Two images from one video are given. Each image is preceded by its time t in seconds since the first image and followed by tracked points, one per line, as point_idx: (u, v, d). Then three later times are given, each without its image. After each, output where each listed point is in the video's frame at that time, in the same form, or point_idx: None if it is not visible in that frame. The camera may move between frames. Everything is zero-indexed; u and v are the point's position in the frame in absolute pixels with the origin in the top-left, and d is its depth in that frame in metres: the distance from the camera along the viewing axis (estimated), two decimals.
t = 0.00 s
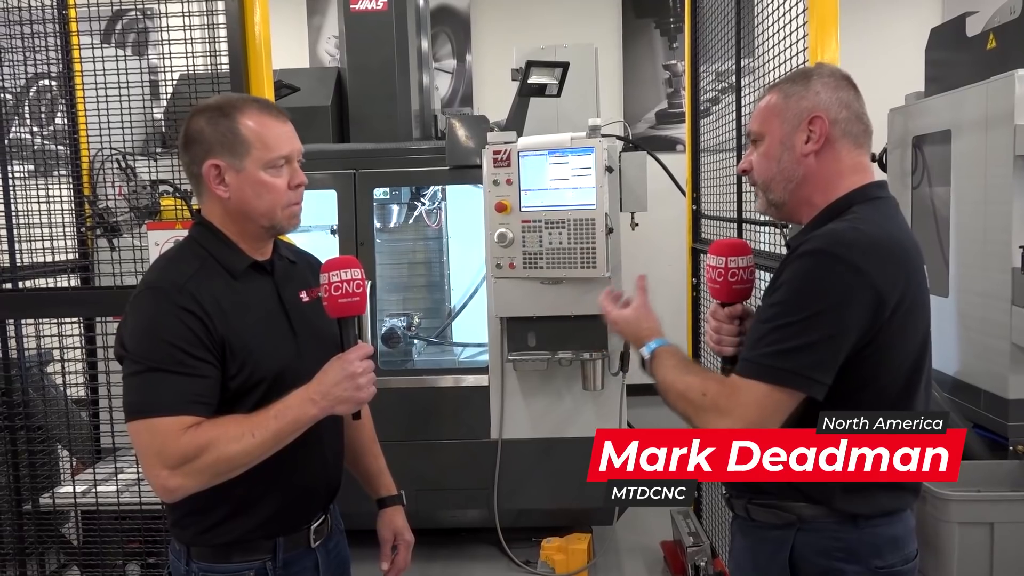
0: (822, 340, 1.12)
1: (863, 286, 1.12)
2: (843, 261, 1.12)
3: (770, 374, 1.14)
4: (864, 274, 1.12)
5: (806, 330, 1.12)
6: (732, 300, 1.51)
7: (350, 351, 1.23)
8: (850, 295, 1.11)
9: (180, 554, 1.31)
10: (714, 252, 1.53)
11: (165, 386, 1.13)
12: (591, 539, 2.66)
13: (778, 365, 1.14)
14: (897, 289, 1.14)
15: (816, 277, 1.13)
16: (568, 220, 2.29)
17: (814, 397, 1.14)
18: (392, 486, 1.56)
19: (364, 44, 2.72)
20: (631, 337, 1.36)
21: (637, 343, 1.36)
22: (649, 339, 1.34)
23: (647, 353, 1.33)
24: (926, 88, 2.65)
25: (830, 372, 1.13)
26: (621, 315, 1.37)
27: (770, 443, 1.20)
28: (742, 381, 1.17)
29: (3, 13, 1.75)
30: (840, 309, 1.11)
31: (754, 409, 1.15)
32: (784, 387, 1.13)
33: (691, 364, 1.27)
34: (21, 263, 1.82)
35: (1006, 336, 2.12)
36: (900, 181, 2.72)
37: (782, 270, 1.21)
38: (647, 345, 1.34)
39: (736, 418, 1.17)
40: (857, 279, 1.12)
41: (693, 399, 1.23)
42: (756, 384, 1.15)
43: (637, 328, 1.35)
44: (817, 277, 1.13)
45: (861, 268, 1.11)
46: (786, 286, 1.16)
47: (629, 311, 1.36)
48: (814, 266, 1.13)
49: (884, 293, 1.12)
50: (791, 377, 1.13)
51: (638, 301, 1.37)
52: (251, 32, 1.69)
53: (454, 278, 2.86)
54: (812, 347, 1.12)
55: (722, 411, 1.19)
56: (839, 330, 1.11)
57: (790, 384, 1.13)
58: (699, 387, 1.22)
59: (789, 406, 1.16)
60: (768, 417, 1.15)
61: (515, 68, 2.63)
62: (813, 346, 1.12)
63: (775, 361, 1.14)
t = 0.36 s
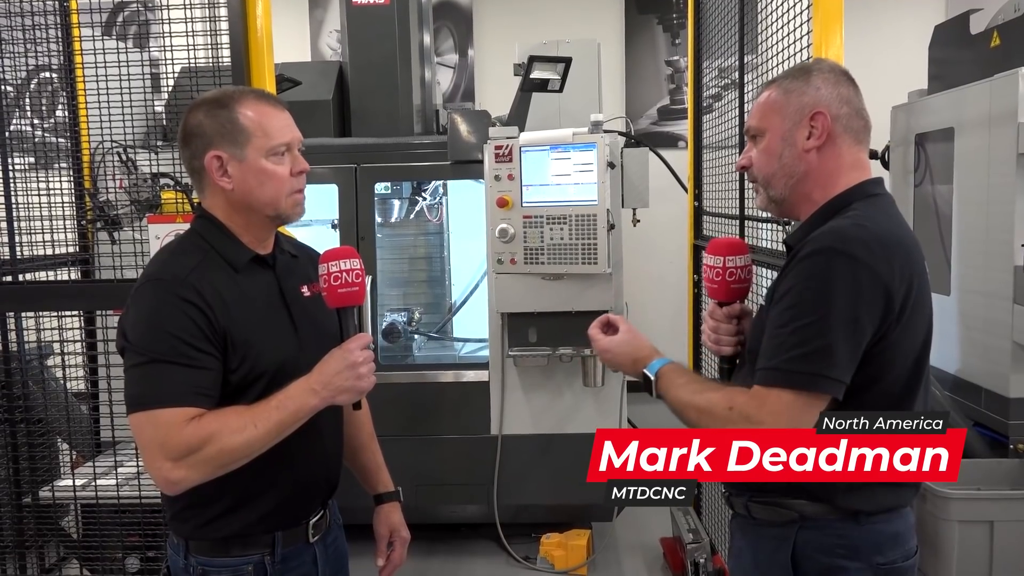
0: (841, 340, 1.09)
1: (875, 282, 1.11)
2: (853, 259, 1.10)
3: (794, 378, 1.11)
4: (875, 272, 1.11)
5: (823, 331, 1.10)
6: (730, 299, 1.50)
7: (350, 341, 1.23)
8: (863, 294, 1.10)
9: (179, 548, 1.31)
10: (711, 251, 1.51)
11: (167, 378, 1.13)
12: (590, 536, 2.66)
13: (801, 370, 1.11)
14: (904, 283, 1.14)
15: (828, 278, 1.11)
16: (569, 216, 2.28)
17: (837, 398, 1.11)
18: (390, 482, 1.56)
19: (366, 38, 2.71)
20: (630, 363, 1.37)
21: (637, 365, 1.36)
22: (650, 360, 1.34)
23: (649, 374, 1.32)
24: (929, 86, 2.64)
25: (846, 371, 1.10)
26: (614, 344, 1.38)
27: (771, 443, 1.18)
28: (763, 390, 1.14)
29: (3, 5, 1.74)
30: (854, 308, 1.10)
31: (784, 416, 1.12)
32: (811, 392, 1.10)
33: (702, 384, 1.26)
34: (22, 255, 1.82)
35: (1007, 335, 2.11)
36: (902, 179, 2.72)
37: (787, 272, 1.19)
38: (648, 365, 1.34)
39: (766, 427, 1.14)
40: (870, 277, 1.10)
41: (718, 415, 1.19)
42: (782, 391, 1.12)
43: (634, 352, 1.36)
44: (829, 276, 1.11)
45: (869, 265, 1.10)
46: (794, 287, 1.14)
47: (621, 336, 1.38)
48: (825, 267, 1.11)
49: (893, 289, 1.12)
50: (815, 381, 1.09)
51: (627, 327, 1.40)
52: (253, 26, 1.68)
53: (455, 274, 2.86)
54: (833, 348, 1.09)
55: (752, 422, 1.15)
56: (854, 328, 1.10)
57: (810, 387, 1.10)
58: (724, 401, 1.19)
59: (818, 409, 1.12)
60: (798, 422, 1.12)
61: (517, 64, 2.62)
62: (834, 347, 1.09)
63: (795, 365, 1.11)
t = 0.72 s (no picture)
0: (842, 333, 1.09)
1: (876, 276, 1.10)
2: (855, 252, 1.10)
3: (793, 371, 1.10)
4: (876, 265, 1.10)
5: (821, 322, 1.09)
6: (728, 293, 1.50)
7: (354, 340, 1.23)
8: (865, 287, 1.10)
9: (179, 544, 1.31)
10: (709, 245, 1.51)
11: (168, 373, 1.13)
12: (591, 533, 2.67)
13: (797, 361, 1.10)
14: (905, 277, 1.14)
15: (829, 270, 1.10)
16: (570, 213, 2.28)
17: (834, 391, 1.11)
18: (390, 479, 1.56)
19: (367, 35, 2.71)
20: (635, 336, 1.34)
21: (642, 339, 1.33)
22: (655, 336, 1.32)
23: (653, 350, 1.30)
24: (932, 83, 2.63)
25: (845, 364, 1.09)
26: (621, 315, 1.35)
27: (771, 443, 1.18)
28: (762, 378, 1.14)
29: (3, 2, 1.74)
30: (856, 301, 1.09)
31: (781, 407, 1.12)
32: (808, 383, 1.10)
33: (704, 364, 1.25)
34: (23, 253, 1.82)
35: (1009, 332, 2.11)
36: (904, 175, 2.72)
37: (787, 265, 1.19)
38: (653, 341, 1.31)
39: (762, 418, 1.13)
40: (872, 271, 1.10)
41: (715, 400, 1.19)
42: (781, 381, 1.11)
43: (640, 326, 1.33)
44: (832, 270, 1.10)
45: (871, 257, 1.10)
46: (794, 279, 1.14)
47: (629, 308, 1.35)
48: (827, 259, 1.11)
49: (894, 283, 1.12)
50: (816, 373, 1.09)
51: (636, 300, 1.36)
52: (254, 22, 1.69)
53: (455, 271, 2.85)
54: (835, 341, 1.09)
55: (748, 411, 1.15)
56: (856, 322, 1.09)
57: (809, 378, 1.09)
58: (722, 387, 1.19)
59: (814, 402, 1.12)
60: (794, 414, 1.12)
61: (518, 60, 2.62)
62: (836, 340, 1.09)
63: (795, 357, 1.10)
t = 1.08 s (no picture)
0: (847, 329, 1.09)
1: (881, 272, 1.10)
2: (859, 248, 1.10)
3: (796, 366, 1.10)
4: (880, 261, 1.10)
5: (823, 318, 1.09)
6: (731, 293, 1.50)
7: (354, 339, 1.22)
8: (869, 283, 1.09)
9: (179, 544, 1.31)
10: (711, 244, 1.51)
11: (167, 372, 1.13)
12: (592, 531, 2.67)
13: (798, 357, 1.10)
14: (908, 273, 1.14)
15: (832, 266, 1.10)
16: (570, 211, 2.28)
17: (838, 386, 1.11)
18: (392, 478, 1.56)
19: (366, 33, 2.71)
20: (616, 344, 1.34)
21: (623, 346, 1.34)
22: (637, 342, 1.32)
23: (637, 355, 1.30)
24: (932, 80, 2.63)
25: (848, 359, 1.09)
26: (599, 324, 1.36)
27: (771, 443, 1.18)
28: (759, 374, 1.13)
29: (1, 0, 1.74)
30: (860, 297, 1.09)
31: (779, 401, 1.11)
32: (808, 378, 1.10)
33: (693, 366, 1.24)
34: (22, 252, 1.82)
35: (1010, 330, 2.11)
36: (905, 173, 2.71)
37: (790, 261, 1.19)
38: (635, 346, 1.32)
39: (760, 412, 1.12)
40: (876, 267, 1.10)
41: (711, 399, 1.18)
42: (778, 376, 1.11)
43: (620, 333, 1.34)
44: (836, 266, 1.10)
45: (874, 254, 1.10)
46: (797, 276, 1.13)
47: (604, 317, 1.36)
48: (831, 256, 1.11)
49: (898, 279, 1.11)
50: (819, 369, 1.09)
51: (611, 308, 1.38)
52: (252, 21, 1.68)
53: (455, 270, 2.85)
54: (838, 337, 1.08)
55: (746, 407, 1.14)
56: (860, 317, 1.09)
57: (811, 373, 1.09)
58: (716, 386, 1.18)
59: (812, 396, 1.12)
60: (793, 408, 1.11)
61: (518, 59, 2.61)
62: (840, 336, 1.08)
63: (799, 352, 1.10)
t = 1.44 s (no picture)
0: (854, 327, 1.09)
1: (887, 271, 1.10)
2: (866, 247, 1.10)
3: (803, 365, 1.10)
4: (886, 260, 1.10)
5: (829, 317, 1.09)
6: (734, 293, 1.50)
7: (354, 339, 1.22)
8: (876, 282, 1.09)
9: (180, 544, 1.31)
10: (715, 243, 1.51)
11: (167, 374, 1.13)
12: (592, 530, 2.67)
13: (804, 357, 1.10)
14: (914, 272, 1.13)
15: (838, 265, 1.10)
16: (570, 210, 2.28)
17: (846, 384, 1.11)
18: (390, 477, 1.56)
19: (366, 33, 2.71)
20: (629, 348, 1.36)
21: (636, 350, 1.35)
22: (649, 346, 1.33)
23: (649, 358, 1.31)
24: (932, 79, 2.63)
25: (856, 359, 1.09)
26: (613, 328, 1.37)
27: (770, 443, 1.18)
28: (771, 374, 1.13)
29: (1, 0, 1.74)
30: (867, 296, 1.09)
31: (791, 400, 1.11)
32: (820, 377, 1.09)
33: (705, 368, 1.25)
34: (22, 252, 1.82)
35: (1010, 328, 2.11)
36: (904, 171, 2.71)
37: (796, 261, 1.19)
38: (647, 350, 1.33)
39: (771, 412, 1.12)
40: (882, 266, 1.09)
41: (722, 399, 1.18)
42: (791, 375, 1.11)
43: (632, 337, 1.36)
44: (842, 265, 1.10)
45: (881, 252, 1.10)
46: (803, 275, 1.13)
47: (618, 320, 1.38)
48: (836, 254, 1.10)
49: (904, 278, 1.12)
50: (824, 368, 1.09)
51: (624, 312, 1.39)
52: (251, 20, 1.68)
53: (455, 269, 2.85)
54: (844, 336, 1.08)
55: (757, 406, 1.13)
56: (866, 316, 1.09)
57: (817, 372, 1.09)
58: (728, 385, 1.18)
59: (823, 396, 1.12)
60: (804, 408, 1.11)
61: (517, 58, 2.61)
62: (846, 334, 1.08)
63: (806, 352, 1.10)
